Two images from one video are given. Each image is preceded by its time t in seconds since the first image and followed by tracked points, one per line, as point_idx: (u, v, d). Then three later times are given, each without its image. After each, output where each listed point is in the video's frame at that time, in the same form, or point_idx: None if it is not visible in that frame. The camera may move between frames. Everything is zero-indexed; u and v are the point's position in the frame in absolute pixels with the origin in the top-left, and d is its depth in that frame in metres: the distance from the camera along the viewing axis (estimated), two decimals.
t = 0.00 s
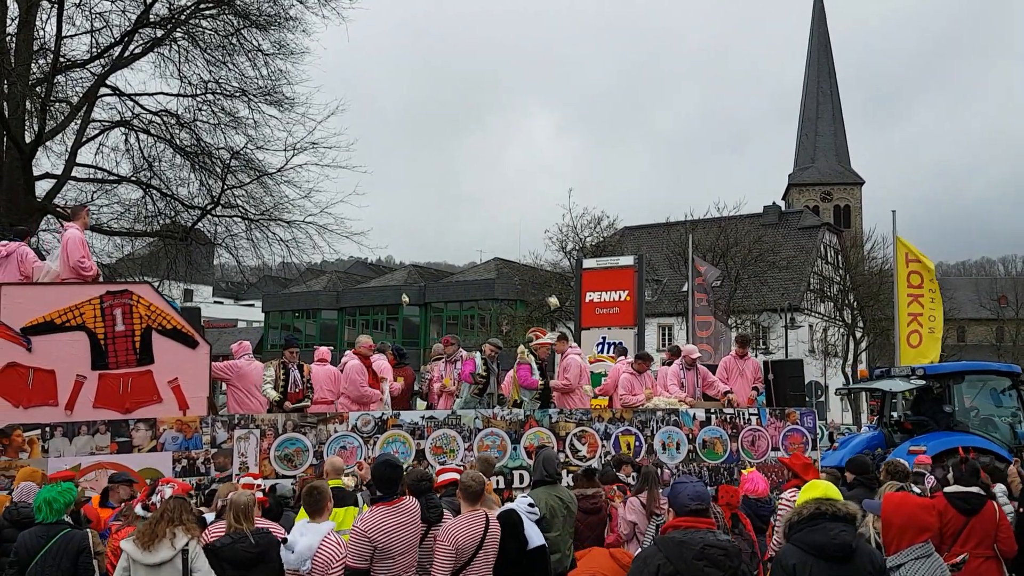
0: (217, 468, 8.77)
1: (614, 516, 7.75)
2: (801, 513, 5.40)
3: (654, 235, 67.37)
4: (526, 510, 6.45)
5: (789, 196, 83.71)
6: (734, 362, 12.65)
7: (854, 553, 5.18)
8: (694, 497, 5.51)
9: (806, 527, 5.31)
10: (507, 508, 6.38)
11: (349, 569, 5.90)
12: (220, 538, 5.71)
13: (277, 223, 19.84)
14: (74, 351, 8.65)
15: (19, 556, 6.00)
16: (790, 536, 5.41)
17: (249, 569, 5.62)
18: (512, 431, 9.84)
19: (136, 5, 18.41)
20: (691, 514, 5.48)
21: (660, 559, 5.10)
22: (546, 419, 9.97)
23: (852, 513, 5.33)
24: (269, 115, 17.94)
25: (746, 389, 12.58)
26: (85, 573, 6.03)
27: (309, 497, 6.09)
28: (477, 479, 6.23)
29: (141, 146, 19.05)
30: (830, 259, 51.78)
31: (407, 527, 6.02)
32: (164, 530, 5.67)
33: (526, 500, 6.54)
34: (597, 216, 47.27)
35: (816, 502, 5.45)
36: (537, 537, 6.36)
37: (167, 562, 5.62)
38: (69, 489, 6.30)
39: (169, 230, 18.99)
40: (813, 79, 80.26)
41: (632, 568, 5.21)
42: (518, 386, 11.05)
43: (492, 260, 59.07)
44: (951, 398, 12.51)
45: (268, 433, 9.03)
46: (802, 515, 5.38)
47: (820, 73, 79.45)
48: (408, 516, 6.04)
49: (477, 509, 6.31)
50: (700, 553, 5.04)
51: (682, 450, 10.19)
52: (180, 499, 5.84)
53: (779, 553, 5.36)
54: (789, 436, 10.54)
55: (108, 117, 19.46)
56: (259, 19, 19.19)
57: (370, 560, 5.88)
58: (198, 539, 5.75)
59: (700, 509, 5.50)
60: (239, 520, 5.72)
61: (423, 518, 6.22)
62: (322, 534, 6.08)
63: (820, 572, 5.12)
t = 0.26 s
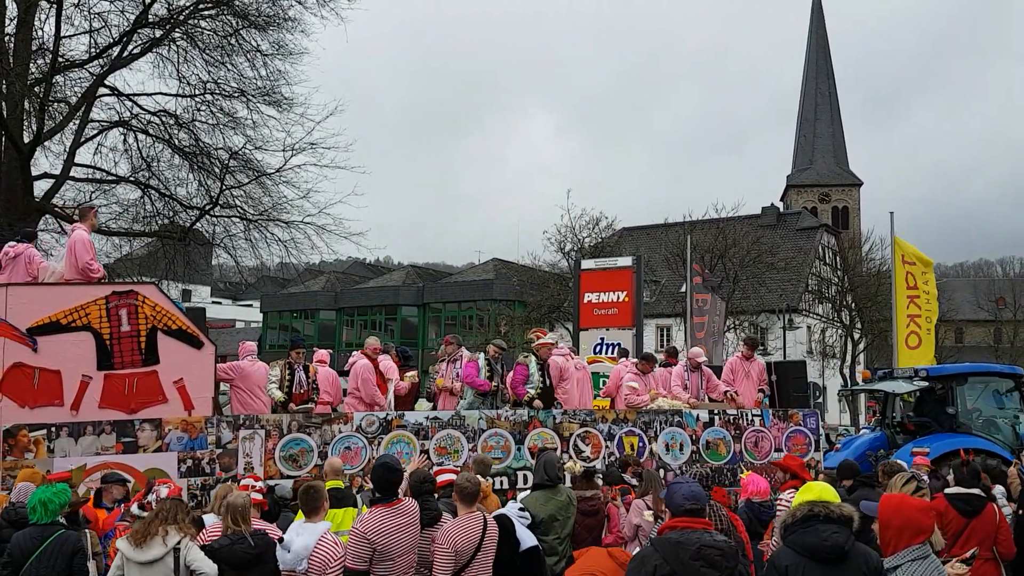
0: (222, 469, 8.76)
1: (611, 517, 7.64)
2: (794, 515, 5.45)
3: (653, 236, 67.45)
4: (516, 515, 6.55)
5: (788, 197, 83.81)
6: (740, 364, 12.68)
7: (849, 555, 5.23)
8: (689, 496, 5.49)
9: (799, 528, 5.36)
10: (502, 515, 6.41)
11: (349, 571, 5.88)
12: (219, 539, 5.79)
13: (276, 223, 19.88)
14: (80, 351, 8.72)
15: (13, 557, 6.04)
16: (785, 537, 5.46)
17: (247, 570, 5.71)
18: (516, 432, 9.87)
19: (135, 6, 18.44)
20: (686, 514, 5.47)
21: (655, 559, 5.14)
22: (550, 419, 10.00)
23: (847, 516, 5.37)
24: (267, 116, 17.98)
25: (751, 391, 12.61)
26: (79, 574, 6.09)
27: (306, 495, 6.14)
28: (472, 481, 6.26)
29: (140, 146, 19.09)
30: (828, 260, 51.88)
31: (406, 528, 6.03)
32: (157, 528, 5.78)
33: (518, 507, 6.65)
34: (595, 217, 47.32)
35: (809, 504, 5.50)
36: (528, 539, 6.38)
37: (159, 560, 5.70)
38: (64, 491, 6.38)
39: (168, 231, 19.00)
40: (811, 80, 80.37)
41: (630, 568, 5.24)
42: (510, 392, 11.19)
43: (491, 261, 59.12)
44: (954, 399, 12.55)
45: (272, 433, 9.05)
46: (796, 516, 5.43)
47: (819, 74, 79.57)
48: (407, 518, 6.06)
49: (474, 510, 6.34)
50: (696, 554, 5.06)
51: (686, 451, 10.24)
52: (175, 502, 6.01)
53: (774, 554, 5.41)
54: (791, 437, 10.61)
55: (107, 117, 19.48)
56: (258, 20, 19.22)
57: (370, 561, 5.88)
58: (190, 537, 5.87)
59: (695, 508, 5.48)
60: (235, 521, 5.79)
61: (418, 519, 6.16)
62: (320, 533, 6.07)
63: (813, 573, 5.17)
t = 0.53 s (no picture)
0: (229, 470, 8.84)
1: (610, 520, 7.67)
2: (795, 519, 5.45)
3: (652, 239, 67.50)
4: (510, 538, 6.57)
5: (787, 200, 83.86)
6: (745, 366, 12.77)
7: (849, 559, 5.26)
8: (684, 498, 5.55)
9: (801, 532, 5.36)
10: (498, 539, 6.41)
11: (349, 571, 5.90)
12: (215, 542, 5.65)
13: (275, 226, 19.88)
14: (87, 353, 8.76)
15: (8, 559, 6.06)
16: (785, 541, 5.46)
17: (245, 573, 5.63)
18: (521, 435, 9.89)
19: (135, 8, 18.45)
20: (684, 516, 5.53)
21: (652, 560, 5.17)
22: (555, 422, 10.03)
23: (848, 521, 5.40)
24: (267, 119, 18.00)
25: (756, 394, 12.67)
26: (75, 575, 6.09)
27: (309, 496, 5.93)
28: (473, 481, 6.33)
29: (140, 148, 19.11)
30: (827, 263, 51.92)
31: (405, 529, 6.04)
32: (146, 530, 5.79)
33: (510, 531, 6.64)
34: (595, 220, 47.36)
35: (811, 509, 5.50)
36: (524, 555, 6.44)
37: (149, 561, 5.72)
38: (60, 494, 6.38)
39: (167, 233, 19.00)
40: (811, 83, 80.47)
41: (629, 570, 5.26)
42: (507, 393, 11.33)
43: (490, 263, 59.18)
44: (957, 402, 12.57)
45: (278, 436, 9.07)
46: (797, 520, 5.44)
47: (818, 78, 79.68)
48: (407, 519, 6.06)
49: (474, 512, 6.37)
50: (693, 557, 5.04)
51: (690, 454, 10.24)
52: (171, 502, 5.94)
53: (773, 559, 5.43)
54: (796, 440, 10.59)
55: (107, 119, 19.50)
56: (258, 22, 19.23)
57: (369, 562, 5.90)
58: (182, 539, 5.86)
59: (692, 510, 5.54)
60: (232, 525, 5.75)
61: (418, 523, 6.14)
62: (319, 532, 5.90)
63: None
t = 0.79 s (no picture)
0: (233, 471, 8.83)
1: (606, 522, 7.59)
2: (799, 521, 5.46)
3: (650, 240, 67.57)
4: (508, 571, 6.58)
5: (785, 201, 83.96)
6: (747, 367, 12.71)
7: (851, 559, 5.29)
8: (680, 498, 5.52)
9: (803, 535, 5.37)
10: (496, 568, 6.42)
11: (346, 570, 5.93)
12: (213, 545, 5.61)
13: (273, 226, 19.88)
14: (91, 354, 8.78)
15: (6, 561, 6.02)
16: (787, 543, 5.47)
17: None
18: (524, 435, 9.92)
19: (132, 8, 18.45)
20: (678, 516, 5.51)
21: (648, 561, 5.16)
22: (558, 423, 10.07)
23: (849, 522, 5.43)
24: (264, 119, 18.01)
25: (757, 396, 12.66)
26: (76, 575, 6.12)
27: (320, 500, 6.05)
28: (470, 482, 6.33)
29: (137, 148, 19.11)
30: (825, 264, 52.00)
31: (402, 529, 6.07)
32: (137, 533, 5.73)
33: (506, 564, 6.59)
34: (592, 220, 47.42)
35: (814, 510, 5.51)
36: None
37: (140, 562, 5.67)
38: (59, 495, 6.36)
39: (165, 233, 19.00)
40: (808, 85, 80.58)
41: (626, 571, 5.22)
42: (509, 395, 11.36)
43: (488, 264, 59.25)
44: (959, 404, 12.63)
45: (282, 436, 9.12)
46: (801, 522, 5.45)
47: (816, 79, 79.80)
48: (403, 518, 6.09)
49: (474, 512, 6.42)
50: (689, 558, 5.03)
51: (694, 454, 10.26)
52: (159, 501, 5.88)
53: (775, 561, 5.42)
54: (799, 441, 10.60)
55: (105, 120, 19.51)
56: (256, 22, 19.23)
57: (366, 561, 5.94)
58: (173, 540, 5.78)
59: (688, 510, 5.51)
60: (230, 528, 5.66)
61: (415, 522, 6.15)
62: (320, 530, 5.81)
63: None
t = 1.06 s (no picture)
0: (239, 469, 8.80)
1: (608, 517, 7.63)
2: (802, 520, 5.48)
3: (649, 239, 67.58)
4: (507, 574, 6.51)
5: (784, 201, 83.99)
6: (748, 368, 13.03)
7: (854, 559, 5.31)
8: (680, 497, 5.49)
9: (806, 534, 5.38)
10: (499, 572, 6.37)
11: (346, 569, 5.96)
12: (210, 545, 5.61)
13: (272, 225, 19.90)
14: (98, 353, 8.93)
15: (14, 560, 6.04)
16: (789, 542, 5.48)
17: None
18: (529, 435, 9.93)
19: (132, 7, 18.46)
20: (678, 516, 5.47)
21: (648, 561, 5.17)
22: (563, 422, 10.05)
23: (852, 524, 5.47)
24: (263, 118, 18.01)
25: (760, 395, 12.88)
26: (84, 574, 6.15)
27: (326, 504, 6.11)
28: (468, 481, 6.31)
29: (137, 147, 19.11)
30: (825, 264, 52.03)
31: (400, 526, 6.11)
32: (134, 534, 5.73)
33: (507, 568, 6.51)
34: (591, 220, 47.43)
35: (818, 509, 5.53)
36: None
37: (139, 562, 5.68)
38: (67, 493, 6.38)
39: (164, 232, 19.00)
40: (808, 85, 80.60)
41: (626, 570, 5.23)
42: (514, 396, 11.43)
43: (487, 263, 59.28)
44: (963, 404, 12.71)
45: (288, 435, 9.05)
46: (803, 522, 5.46)
47: (816, 79, 79.80)
48: (403, 516, 6.14)
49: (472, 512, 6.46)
50: (689, 557, 5.06)
51: (697, 454, 10.29)
52: (153, 499, 5.87)
53: (777, 560, 5.43)
54: (802, 441, 10.64)
55: (105, 118, 19.52)
56: (255, 21, 19.24)
57: (365, 559, 5.96)
58: (171, 538, 5.77)
59: (688, 509, 5.48)
60: (228, 528, 5.65)
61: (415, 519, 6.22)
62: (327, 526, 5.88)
63: None
